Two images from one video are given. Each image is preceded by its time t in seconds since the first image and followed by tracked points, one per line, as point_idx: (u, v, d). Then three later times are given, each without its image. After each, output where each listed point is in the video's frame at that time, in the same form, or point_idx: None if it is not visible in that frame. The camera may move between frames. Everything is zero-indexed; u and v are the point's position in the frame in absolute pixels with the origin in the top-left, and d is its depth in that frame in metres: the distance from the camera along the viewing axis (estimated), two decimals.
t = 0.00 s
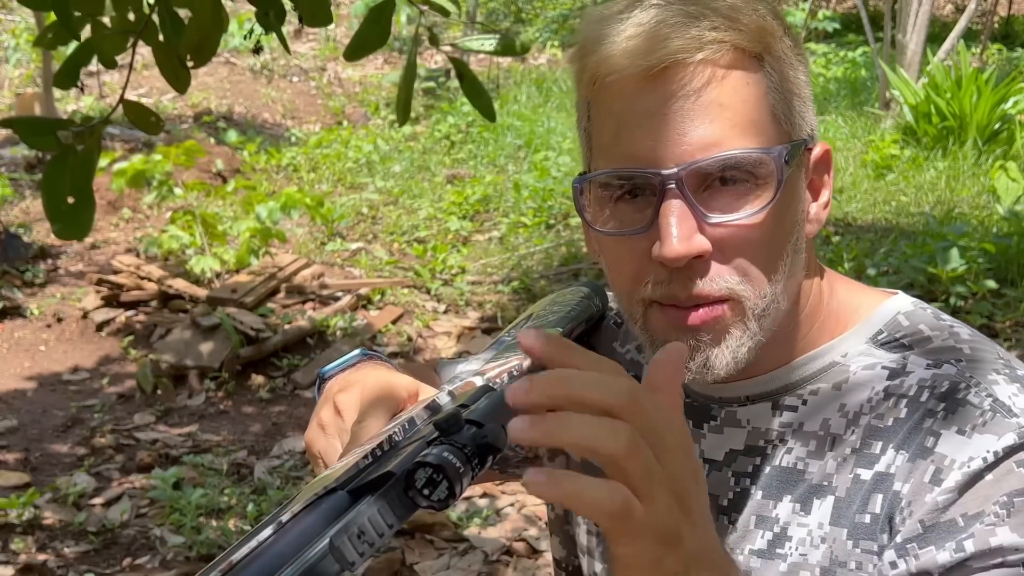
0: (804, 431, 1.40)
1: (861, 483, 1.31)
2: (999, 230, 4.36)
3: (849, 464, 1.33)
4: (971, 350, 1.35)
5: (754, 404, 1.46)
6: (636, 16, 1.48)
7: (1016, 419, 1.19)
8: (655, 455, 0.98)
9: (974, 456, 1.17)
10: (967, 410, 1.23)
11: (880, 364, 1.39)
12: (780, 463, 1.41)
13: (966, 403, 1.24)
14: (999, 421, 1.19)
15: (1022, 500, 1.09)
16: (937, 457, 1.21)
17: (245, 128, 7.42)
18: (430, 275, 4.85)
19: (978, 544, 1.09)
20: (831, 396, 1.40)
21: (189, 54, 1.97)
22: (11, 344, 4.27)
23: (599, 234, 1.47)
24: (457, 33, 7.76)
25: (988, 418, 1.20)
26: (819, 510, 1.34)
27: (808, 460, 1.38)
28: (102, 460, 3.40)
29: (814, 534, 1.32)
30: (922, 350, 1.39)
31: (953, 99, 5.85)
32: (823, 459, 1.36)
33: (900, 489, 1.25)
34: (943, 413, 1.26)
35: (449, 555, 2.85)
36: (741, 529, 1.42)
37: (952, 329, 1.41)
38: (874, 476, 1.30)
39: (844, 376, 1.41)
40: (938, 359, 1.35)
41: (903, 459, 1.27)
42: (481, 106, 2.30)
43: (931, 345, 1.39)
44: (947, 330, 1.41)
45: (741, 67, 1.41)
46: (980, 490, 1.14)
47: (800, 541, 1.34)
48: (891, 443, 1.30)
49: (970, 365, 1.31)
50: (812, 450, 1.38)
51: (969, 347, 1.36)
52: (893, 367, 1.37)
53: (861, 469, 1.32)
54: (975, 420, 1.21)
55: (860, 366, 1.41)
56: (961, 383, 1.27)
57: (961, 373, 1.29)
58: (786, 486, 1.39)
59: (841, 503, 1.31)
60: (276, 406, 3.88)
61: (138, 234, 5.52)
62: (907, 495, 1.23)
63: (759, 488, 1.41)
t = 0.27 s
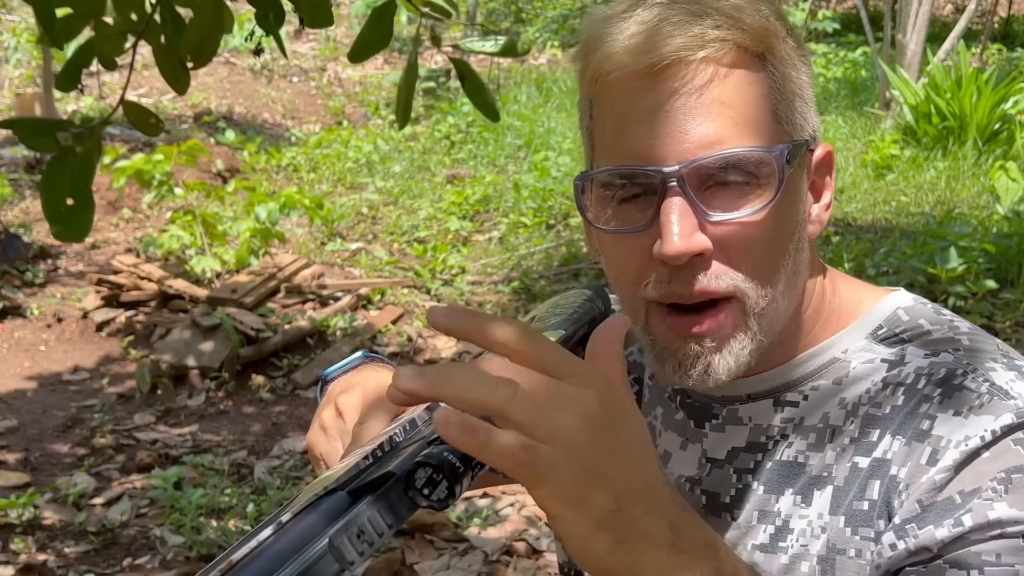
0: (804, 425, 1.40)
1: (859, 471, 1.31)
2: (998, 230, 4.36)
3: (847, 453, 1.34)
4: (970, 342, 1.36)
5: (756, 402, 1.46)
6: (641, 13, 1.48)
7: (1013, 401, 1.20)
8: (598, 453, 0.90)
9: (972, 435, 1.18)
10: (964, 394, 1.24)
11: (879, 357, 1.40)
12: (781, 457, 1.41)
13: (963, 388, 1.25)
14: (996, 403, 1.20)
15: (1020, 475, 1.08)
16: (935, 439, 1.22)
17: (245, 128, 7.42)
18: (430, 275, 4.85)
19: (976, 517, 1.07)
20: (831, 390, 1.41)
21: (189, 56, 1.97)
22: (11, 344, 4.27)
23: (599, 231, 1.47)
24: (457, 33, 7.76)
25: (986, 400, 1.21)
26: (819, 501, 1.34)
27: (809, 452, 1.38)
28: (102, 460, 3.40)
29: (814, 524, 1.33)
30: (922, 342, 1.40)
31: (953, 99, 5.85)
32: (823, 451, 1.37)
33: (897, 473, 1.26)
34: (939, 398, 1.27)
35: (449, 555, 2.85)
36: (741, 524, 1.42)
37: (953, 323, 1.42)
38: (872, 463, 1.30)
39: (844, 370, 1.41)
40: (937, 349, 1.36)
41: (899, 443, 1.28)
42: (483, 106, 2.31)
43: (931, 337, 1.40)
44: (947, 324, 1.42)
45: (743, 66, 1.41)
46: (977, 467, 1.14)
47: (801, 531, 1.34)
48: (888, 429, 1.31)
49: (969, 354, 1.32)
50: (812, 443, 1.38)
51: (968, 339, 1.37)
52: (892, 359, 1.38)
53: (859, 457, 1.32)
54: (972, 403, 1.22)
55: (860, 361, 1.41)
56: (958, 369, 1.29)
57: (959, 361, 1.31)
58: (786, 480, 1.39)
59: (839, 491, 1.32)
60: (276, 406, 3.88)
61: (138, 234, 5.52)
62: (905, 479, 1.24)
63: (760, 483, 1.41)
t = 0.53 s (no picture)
0: (803, 428, 1.40)
1: (857, 476, 1.31)
2: (998, 230, 4.36)
3: (845, 458, 1.33)
4: (969, 345, 1.36)
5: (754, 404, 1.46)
6: (650, 12, 1.47)
7: (1012, 410, 1.19)
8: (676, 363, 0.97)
9: (969, 445, 1.17)
10: (963, 402, 1.24)
11: (877, 361, 1.39)
12: (778, 460, 1.41)
13: (962, 396, 1.24)
14: (994, 412, 1.19)
15: (1018, 488, 1.08)
16: (933, 448, 1.22)
17: (245, 128, 7.42)
18: (430, 275, 4.85)
19: (976, 531, 1.07)
20: (829, 394, 1.40)
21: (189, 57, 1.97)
22: (11, 344, 4.27)
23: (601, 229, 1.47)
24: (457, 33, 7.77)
25: (984, 409, 1.20)
26: (817, 506, 1.34)
27: (806, 457, 1.38)
28: (102, 460, 3.40)
29: (811, 529, 1.33)
30: (921, 346, 1.39)
31: (953, 99, 5.85)
32: (821, 455, 1.37)
33: (895, 481, 1.26)
34: (937, 406, 1.27)
35: (449, 555, 2.85)
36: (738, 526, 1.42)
37: (952, 325, 1.41)
38: (869, 469, 1.30)
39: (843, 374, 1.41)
40: (935, 354, 1.36)
41: (897, 451, 1.27)
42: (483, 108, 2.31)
43: (930, 341, 1.39)
44: (947, 327, 1.41)
45: (750, 67, 1.41)
46: (975, 478, 1.14)
47: (798, 536, 1.35)
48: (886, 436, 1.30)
49: (967, 360, 1.31)
50: (810, 447, 1.38)
51: (967, 343, 1.36)
52: (891, 363, 1.38)
53: (857, 462, 1.32)
54: (971, 411, 1.21)
55: (859, 363, 1.41)
56: (957, 376, 1.28)
57: (958, 367, 1.30)
58: (784, 483, 1.39)
59: (837, 497, 1.32)
60: (276, 406, 3.88)
61: (138, 234, 5.51)
62: (904, 486, 1.24)
63: (757, 485, 1.42)
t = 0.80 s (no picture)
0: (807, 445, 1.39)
1: (865, 502, 1.29)
2: (998, 230, 4.36)
3: (852, 482, 1.32)
4: (973, 362, 1.34)
5: (753, 412, 1.46)
6: (650, 13, 1.48)
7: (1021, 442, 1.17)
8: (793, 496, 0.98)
9: (981, 485, 1.15)
10: (972, 432, 1.22)
11: (881, 377, 1.38)
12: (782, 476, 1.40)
13: (970, 424, 1.23)
14: (1004, 445, 1.17)
15: None
16: (944, 482, 1.20)
17: (245, 128, 7.43)
18: (430, 275, 4.85)
19: None
20: (834, 411, 1.39)
21: (184, 58, 1.97)
22: (11, 344, 4.27)
23: (601, 230, 1.47)
24: (457, 33, 7.77)
25: (994, 441, 1.19)
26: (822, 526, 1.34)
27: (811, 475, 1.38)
28: (102, 460, 3.40)
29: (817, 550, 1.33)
30: (924, 361, 1.38)
31: (953, 98, 5.85)
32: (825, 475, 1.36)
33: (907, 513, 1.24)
34: (948, 435, 1.25)
35: (449, 556, 2.85)
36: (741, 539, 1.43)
37: (955, 337, 1.40)
38: (878, 495, 1.29)
39: (847, 389, 1.40)
40: (940, 372, 1.34)
41: (908, 480, 1.26)
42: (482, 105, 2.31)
43: (932, 355, 1.38)
44: (950, 339, 1.40)
45: (750, 69, 1.41)
46: (988, 519, 1.12)
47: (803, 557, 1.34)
48: (895, 463, 1.29)
49: (973, 382, 1.29)
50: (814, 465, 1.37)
51: (972, 359, 1.34)
52: (895, 380, 1.36)
53: (864, 487, 1.31)
54: (981, 444, 1.19)
55: (861, 377, 1.40)
56: (965, 402, 1.26)
57: (966, 392, 1.28)
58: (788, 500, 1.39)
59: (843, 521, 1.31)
60: (276, 406, 3.88)
61: (138, 233, 5.52)
62: (914, 519, 1.23)
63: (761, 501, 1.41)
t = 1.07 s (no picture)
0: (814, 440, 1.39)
1: (873, 495, 1.29)
2: (998, 230, 4.36)
3: (860, 475, 1.32)
4: (982, 360, 1.34)
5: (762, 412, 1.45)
6: (665, 15, 1.44)
7: None
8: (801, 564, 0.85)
9: (993, 472, 1.16)
10: (982, 424, 1.22)
11: (890, 374, 1.38)
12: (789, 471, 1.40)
13: (980, 416, 1.22)
14: (1015, 436, 1.17)
15: None
16: (955, 472, 1.20)
17: (245, 128, 7.43)
18: (430, 275, 4.85)
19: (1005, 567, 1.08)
20: (842, 406, 1.39)
21: (180, 60, 1.97)
22: (11, 344, 4.27)
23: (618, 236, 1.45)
24: (457, 34, 7.78)
25: (1005, 432, 1.18)
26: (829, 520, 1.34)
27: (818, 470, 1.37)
28: (102, 460, 3.40)
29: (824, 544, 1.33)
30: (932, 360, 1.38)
31: (953, 99, 5.85)
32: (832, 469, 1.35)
33: (916, 504, 1.24)
34: (957, 427, 1.25)
35: (449, 555, 2.85)
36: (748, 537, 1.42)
37: (962, 337, 1.40)
38: (886, 489, 1.29)
39: (854, 386, 1.40)
40: (950, 369, 1.34)
41: (919, 472, 1.26)
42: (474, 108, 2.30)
43: (942, 355, 1.38)
44: (957, 339, 1.40)
45: (769, 74, 1.38)
46: (1001, 508, 1.12)
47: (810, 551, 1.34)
48: (905, 456, 1.29)
49: (983, 378, 1.29)
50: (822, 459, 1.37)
51: (980, 357, 1.34)
52: (904, 377, 1.36)
53: (873, 481, 1.31)
54: (991, 434, 1.20)
55: (870, 375, 1.40)
56: (974, 396, 1.26)
57: (976, 386, 1.28)
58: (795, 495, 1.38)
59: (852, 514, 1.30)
60: (276, 406, 3.88)
61: (137, 233, 5.51)
62: (923, 510, 1.23)
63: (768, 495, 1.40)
